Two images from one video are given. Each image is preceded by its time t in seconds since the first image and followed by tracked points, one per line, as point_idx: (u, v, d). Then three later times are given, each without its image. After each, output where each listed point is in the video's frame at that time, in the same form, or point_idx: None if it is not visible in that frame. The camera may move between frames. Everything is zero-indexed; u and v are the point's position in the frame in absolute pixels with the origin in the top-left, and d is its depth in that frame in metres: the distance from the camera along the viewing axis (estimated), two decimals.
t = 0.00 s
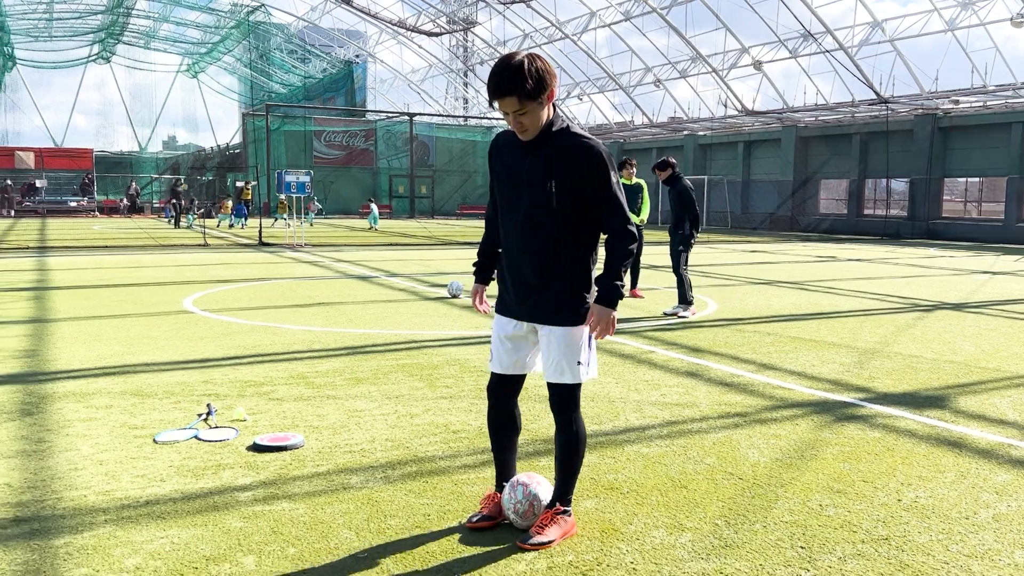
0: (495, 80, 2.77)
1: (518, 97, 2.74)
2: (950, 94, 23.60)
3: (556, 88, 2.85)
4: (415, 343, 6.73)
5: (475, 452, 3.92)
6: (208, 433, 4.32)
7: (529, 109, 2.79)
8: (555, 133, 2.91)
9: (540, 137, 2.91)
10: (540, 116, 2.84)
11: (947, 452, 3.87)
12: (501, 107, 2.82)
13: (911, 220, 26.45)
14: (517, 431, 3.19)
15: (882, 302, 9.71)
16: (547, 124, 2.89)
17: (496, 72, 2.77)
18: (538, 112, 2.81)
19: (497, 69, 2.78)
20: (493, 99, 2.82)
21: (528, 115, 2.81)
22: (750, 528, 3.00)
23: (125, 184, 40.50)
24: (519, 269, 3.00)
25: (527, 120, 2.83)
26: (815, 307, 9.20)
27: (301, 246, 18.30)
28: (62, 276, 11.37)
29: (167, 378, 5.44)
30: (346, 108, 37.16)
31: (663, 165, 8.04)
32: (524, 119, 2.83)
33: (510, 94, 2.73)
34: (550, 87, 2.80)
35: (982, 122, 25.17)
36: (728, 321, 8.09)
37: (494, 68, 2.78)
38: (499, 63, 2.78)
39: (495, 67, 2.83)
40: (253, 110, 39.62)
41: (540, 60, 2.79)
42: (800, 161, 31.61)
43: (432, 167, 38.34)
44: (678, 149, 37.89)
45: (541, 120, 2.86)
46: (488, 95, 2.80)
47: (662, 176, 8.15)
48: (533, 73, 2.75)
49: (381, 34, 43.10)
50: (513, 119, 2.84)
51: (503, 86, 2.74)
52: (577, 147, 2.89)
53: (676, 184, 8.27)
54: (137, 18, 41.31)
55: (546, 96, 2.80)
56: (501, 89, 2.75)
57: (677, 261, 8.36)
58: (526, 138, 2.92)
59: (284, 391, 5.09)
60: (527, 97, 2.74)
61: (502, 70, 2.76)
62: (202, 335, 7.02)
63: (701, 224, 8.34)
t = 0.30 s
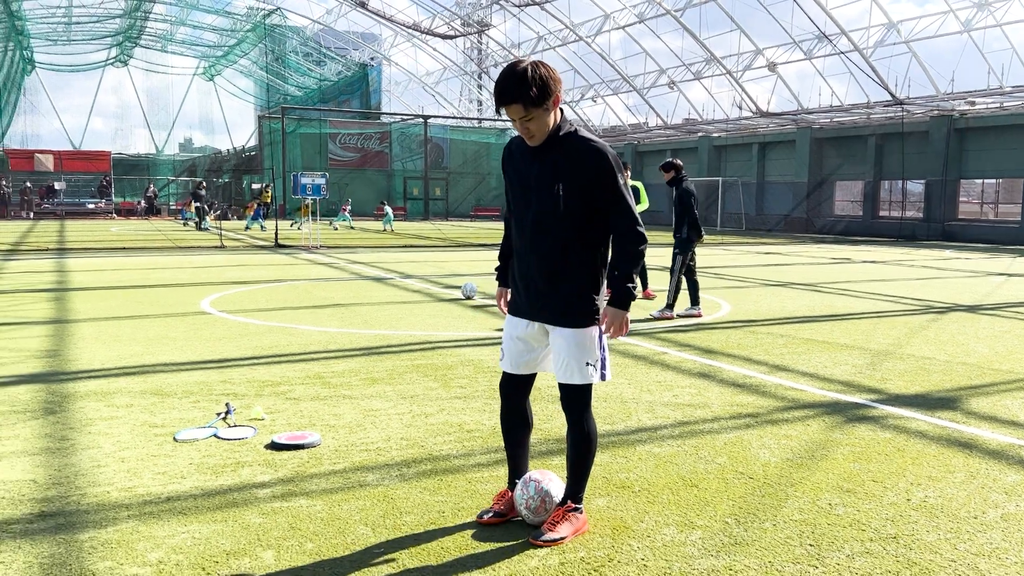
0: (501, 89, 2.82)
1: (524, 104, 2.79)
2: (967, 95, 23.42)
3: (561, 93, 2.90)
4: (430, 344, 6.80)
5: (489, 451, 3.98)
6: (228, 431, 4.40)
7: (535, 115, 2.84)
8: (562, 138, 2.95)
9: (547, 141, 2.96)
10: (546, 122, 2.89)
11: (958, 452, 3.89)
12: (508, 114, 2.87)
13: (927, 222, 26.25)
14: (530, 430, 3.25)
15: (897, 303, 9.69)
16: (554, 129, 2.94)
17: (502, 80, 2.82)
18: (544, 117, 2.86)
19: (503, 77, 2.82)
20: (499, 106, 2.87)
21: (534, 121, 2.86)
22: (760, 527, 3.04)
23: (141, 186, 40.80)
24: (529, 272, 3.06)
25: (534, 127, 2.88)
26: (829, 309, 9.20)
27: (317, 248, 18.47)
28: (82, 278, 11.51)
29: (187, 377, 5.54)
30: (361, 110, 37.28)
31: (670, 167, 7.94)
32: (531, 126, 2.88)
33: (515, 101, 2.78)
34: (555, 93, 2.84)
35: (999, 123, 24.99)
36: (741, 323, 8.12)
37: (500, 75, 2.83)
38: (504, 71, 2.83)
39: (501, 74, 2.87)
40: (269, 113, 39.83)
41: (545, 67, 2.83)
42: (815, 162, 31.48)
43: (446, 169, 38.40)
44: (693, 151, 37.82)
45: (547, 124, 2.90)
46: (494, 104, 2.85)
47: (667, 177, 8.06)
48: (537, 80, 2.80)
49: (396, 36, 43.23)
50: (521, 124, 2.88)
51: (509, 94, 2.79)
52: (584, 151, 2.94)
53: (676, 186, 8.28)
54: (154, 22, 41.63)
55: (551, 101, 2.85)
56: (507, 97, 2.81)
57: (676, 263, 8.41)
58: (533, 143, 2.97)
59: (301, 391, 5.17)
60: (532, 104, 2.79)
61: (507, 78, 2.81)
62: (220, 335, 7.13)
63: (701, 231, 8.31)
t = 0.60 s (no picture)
0: (500, 98, 2.86)
1: (523, 111, 2.83)
2: (983, 97, 23.24)
3: (560, 97, 2.93)
4: (444, 346, 6.86)
5: (503, 452, 4.02)
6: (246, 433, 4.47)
7: (535, 120, 2.88)
8: (563, 140, 3.00)
9: (547, 146, 3.00)
10: (546, 126, 2.94)
11: (971, 455, 3.89)
12: (507, 120, 2.91)
13: (943, 225, 26.06)
14: (540, 430, 3.28)
15: (912, 307, 9.66)
16: (554, 132, 2.99)
17: (500, 89, 2.86)
18: (544, 122, 2.90)
19: (501, 85, 2.86)
20: (499, 113, 2.91)
21: (533, 126, 2.90)
22: (772, 527, 3.07)
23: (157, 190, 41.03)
24: (534, 274, 3.10)
25: (534, 132, 2.92)
26: (844, 312, 9.18)
27: (332, 251, 18.60)
28: (100, 280, 11.65)
29: (205, 378, 5.62)
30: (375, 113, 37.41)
31: (674, 170, 7.93)
32: (531, 131, 2.92)
33: (514, 109, 2.82)
34: (553, 98, 2.89)
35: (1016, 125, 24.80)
36: (753, 325, 8.11)
37: (498, 83, 2.87)
38: (502, 80, 2.87)
39: (499, 82, 2.91)
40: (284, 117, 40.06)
41: (543, 73, 2.87)
42: (830, 165, 31.34)
43: (460, 172, 38.48)
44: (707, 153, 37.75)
45: (547, 129, 2.94)
46: (494, 112, 2.89)
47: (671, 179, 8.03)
48: (535, 85, 2.83)
49: (410, 40, 43.39)
50: (521, 130, 2.92)
51: (508, 102, 2.83)
52: (586, 152, 2.98)
53: (681, 188, 8.23)
54: (170, 26, 41.98)
55: (550, 106, 2.88)
56: (507, 106, 2.85)
57: (676, 265, 8.38)
58: (533, 147, 3.00)
59: (317, 393, 5.24)
60: (532, 110, 2.83)
61: (506, 85, 2.85)
62: (236, 337, 7.21)
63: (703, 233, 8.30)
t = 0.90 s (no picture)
0: (506, 106, 2.89)
1: (529, 118, 2.86)
2: (996, 100, 23.10)
3: (565, 104, 2.96)
4: (456, 349, 6.90)
5: (514, 454, 4.05)
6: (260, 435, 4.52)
7: (541, 128, 2.91)
8: (569, 146, 3.03)
9: (553, 152, 3.03)
10: (553, 132, 2.97)
11: (982, 459, 3.89)
12: (513, 129, 2.95)
13: (956, 228, 25.94)
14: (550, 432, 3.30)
15: (923, 310, 9.62)
16: (560, 138, 3.02)
17: (506, 96, 2.89)
18: (550, 129, 2.93)
19: (507, 94, 2.89)
20: (506, 121, 2.94)
21: (540, 133, 2.93)
22: (783, 530, 3.08)
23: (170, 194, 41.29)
24: (542, 277, 3.13)
25: (541, 139, 2.95)
26: (855, 316, 9.16)
27: (344, 254, 18.68)
28: (115, 284, 11.77)
29: (219, 382, 5.69)
30: (387, 117, 37.56)
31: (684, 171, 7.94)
32: (537, 139, 2.95)
33: (521, 117, 2.85)
34: (559, 105, 2.91)
35: None
36: (764, 329, 8.11)
37: (504, 92, 2.90)
38: (508, 88, 2.90)
39: (505, 91, 2.94)
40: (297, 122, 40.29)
41: (549, 80, 2.90)
42: (842, 168, 31.23)
43: (471, 176, 38.58)
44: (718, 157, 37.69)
45: (554, 135, 2.97)
46: (500, 120, 2.92)
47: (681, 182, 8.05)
48: (541, 92, 2.87)
49: (422, 45, 43.57)
50: (528, 137, 2.95)
51: (515, 109, 2.86)
52: (592, 156, 3.01)
53: (688, 191, 8.22)
54: (183, 31, 42.27)
55: (556, 113, 2.92)
56: (514, 113, 2.87)
57: (682, 268, 8.40)
58: (540, 153, 3.03)
59: (330, 395, 5.29)
60: (537, 118, 2.86)
61: (512, 93, 2.88)
62: (250, 340, 7.28)
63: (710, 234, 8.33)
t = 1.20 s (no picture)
0: (515, 109, 2.91)
1: (537, 122, 2.88)
2: (1005, 104, 23.06)
3: (574, 108, 2.98)
4: (464, 353, 6.92)
5: (521, 457, 4.06)
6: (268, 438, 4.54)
7: (550, 130, 2.93)
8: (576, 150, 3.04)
9: (562, 155, 3.05)
10: (561, 136, 2.99)
11: (990, 462, 3.89)
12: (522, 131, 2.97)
13: (965, 233, 25.86)
14: (556, 435, 3.32)
15: (932, 315, 9.60)
16: (569, 142, 3.04)
17: (515, 100, 2.91)
18: (559, 133, 2.95)
19: (516, 96, 2.91)
20: (514, 125, 2.96)
21: (548, 136, 2.95)
22: (789, 532, 3.09)
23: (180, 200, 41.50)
24: (549, 280, 3.15)
25: (549, 141, 2.97)
26: (864, 320, 9.14)
27: (353, 259, 18.76)
28: (125, 289, 11.83)
29: (228, 386, 5.72)
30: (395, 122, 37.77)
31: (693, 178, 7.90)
32: (546, 141, 2.97)
33: (529, 120, 2.88)
34: (568, 108, 2.94)
35: None
36: (772, 333, 8.09)
37: (513, 95, 2.92)
38: (517, 91, 2.92)
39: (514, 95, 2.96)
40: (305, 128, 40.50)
41: (557, 84, 2.92)
42: (851, 173, 31.18)
43: (479, 181, 38.70)
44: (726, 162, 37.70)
45: (562, 138, 2.99)
46: (509, 123, 2.94)
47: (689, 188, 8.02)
48: (550, 96, 2.89)
49: (430, 50, 43.77)
50: (537, 139, 2.98)
51: (523, 112, 2.88)
52: (599, 159, 3.03)
53: (695, 196, 8.19)
54: (193, 38, 42.52)
55: (564, 116, 2.94)
56: (522, 116, 2.90)
57: (689, 273, 8.39)
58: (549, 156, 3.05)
59: (338, 399, 5.31)
60: (545, 121, 2.89)
61: (521, 96, 2.90)
62: (259, 344, 7.32)
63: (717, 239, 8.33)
